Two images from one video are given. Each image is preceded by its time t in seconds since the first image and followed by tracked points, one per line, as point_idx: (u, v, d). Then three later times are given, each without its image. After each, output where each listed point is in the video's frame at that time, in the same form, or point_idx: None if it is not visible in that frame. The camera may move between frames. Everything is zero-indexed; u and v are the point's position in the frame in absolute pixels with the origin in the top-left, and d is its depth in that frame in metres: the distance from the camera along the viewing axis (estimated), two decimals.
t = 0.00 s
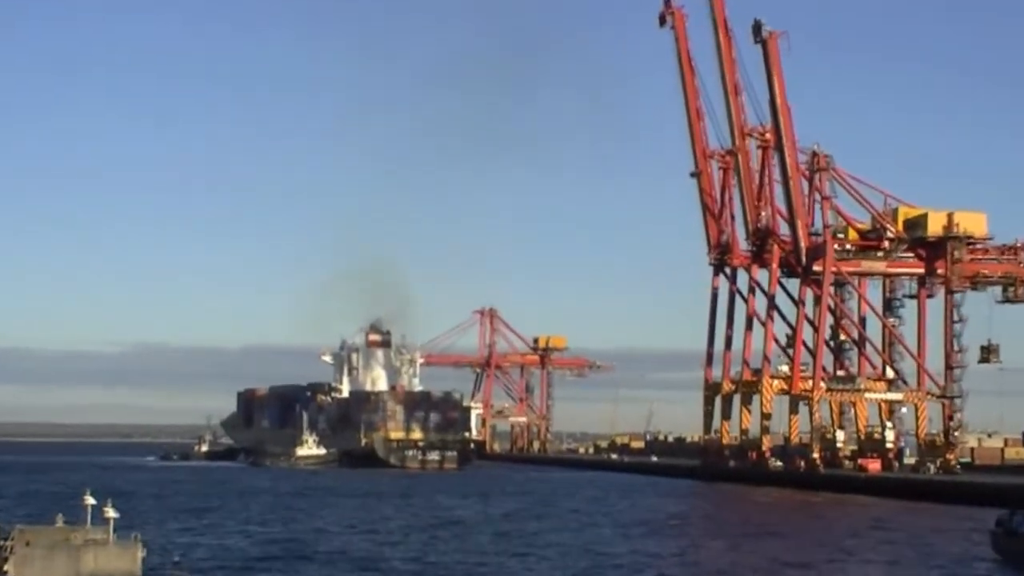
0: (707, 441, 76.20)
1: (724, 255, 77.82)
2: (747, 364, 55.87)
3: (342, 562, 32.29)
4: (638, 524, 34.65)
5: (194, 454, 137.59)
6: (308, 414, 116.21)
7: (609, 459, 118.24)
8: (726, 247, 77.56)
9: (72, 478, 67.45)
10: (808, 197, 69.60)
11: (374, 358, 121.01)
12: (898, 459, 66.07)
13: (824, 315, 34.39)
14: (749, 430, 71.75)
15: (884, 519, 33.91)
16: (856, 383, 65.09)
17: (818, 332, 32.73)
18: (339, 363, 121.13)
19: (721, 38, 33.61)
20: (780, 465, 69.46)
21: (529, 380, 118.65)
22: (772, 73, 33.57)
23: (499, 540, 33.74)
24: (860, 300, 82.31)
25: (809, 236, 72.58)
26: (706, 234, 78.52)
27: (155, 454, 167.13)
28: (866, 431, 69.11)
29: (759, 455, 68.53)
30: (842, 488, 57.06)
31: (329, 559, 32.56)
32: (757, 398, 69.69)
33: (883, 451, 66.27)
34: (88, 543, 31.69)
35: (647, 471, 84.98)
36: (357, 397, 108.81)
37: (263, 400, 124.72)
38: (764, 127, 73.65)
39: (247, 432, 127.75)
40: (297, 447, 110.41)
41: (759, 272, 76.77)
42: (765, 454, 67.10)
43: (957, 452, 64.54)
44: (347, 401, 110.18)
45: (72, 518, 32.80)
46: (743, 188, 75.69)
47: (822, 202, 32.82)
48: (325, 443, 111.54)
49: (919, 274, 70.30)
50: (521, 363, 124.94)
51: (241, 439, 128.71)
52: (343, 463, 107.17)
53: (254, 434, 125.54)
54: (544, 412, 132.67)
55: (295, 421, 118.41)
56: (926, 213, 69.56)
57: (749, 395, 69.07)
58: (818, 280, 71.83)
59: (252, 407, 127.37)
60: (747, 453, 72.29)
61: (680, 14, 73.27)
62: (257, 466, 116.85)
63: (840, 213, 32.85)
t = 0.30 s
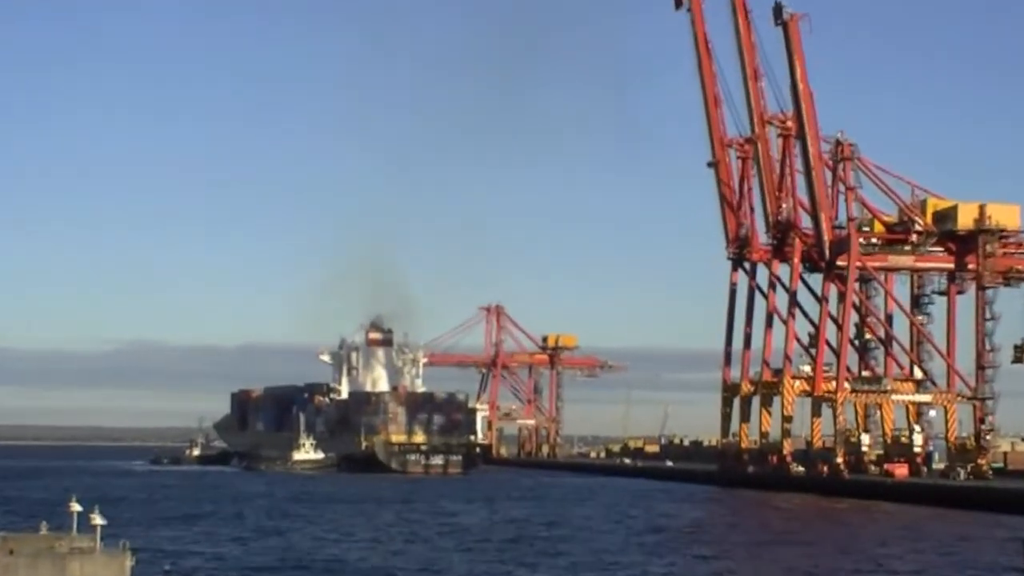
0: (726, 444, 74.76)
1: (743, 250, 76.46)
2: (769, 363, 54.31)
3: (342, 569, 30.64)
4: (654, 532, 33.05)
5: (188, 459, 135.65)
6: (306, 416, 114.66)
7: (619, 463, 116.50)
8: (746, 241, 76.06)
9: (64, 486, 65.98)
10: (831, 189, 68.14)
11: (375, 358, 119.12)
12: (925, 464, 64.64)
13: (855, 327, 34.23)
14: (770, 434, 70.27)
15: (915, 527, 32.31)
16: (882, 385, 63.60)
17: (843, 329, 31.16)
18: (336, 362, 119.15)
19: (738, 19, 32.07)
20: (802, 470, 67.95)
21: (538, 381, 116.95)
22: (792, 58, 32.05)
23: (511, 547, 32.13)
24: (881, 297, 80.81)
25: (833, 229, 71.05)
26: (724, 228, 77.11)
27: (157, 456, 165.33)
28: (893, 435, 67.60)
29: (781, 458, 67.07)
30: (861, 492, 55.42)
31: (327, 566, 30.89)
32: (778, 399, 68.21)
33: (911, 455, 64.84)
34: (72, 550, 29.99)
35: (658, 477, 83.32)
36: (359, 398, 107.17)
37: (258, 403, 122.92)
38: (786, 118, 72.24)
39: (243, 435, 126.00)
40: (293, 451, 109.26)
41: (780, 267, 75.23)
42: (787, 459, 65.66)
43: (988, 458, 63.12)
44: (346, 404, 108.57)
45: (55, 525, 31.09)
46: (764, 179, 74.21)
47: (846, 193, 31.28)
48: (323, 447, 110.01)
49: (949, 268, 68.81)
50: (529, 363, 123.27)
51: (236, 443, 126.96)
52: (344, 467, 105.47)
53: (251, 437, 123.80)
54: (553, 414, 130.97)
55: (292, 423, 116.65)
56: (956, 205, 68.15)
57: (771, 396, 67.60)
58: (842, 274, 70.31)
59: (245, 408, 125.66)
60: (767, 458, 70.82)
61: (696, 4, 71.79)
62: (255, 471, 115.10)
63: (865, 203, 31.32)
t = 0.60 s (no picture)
0: (744, 449, 73.61)
1: (762, 243, 75.18)
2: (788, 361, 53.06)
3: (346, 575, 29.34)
4: (670, 537, 31.72)
5: (182, 460, 134.16)
6: (304, 417, 113.31)
7: (629, 465, 115.03)
8: (766, 234, 74.79)
9: (63, 490, 64.88)
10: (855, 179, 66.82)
11: (377, 356, 117.67)
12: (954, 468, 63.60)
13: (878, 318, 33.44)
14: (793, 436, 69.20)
15: (944, 534, 30.94)
16: (908, 385, 62.44)
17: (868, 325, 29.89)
18: (337, 361, 117.80)
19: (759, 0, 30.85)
20: (825, 474, 66.71)
21: (548, 380, 115.55)
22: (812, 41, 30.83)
23: (521, 553, 30.79)
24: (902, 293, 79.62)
25: (857, 222, 69.81)
26: (742, 221, 75.82)
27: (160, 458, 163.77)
28: (919, 437, 66.47)
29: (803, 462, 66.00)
30: (879, 495, 54.01)
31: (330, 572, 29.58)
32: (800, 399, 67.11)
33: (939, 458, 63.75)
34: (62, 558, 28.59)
35: (671, 482, 82.00)
36: (361, 398, 105.77)
37: (254, 403, 121.54)
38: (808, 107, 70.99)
39: (238, 437, 124.57)
40: (292, 455, 108.51)
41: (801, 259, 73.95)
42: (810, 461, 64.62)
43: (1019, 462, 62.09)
44: (347, 404, 107.21)
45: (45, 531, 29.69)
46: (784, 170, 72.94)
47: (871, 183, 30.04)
48: (321, 450, 108.77)
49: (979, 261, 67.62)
50: (539, 361, 121.90)
51: (231, 445, 125.48)
52: (344, 470, 104.07)
53: (246, 439, 122.41)
54: (563, 416, 129.58)
55: (289, 423, 115.25)
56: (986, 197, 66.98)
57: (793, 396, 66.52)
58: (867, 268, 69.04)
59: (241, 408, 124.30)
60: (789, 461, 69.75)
61: None
62: (251, 474, 113.59)
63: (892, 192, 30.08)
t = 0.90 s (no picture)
0: (780, 452, 72.08)
1: (798, 236, 73.77)
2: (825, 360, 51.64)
3: None
4: (703, 546, 30.19)
5: (186, 466, 132.48)
6: (315, 421, 111.85)
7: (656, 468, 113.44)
8: (802, 225, 73.46)
9: (73, 498, 63.66)
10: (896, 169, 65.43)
11: (391, 356, 116.16)
12: (1001, 472, 62.39)
13: (919, 317, 33.55)
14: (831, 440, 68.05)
15: (992, 542, 29.38)
16: (953, 385, 61.14)
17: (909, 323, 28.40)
18: (350, 360, 116.19)
19: None
20: (864, 480, 65.58)
21: (573, 381, 113.98)
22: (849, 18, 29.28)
23: (545, 562, 29.28)
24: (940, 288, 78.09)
25: (898, 212, 68.46)
26: (777, 213, 74.45)
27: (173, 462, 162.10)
28: (964, 441, 65.06)
29: (843, 466, 64.88)
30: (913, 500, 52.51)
31: None
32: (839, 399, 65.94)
33: (985, 463, 62.53)
34: (62, 571, 26.96)
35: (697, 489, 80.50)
36: (375, 401, 104.15)
37: (263, 406, 119.98)
38: (846, 94, 69.69)
39: (245, 441, 122.96)
40: (303, 460, 106.63)
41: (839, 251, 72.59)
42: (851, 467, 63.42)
43: None
44: (361, 406, 105.71)
45: (42, 541, 28.11)
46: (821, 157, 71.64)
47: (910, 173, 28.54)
48: (334, 455, 107.07)
49: None
50: (563, 361, 120.34)
51: (238, 449, 123.94)
52: (358, 475, 102.60)
53: (255, 443, 120.90)
54: (588, 418, 127.96)
55: (299, 426, 113.62)
56: None
57: (833, 396, 65.39)
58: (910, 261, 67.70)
59: (250, 410, 122.62)
60: (827, 466, 68.59)
61: None
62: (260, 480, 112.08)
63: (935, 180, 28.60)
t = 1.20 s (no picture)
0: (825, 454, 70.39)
1: (844, 225, 72.61)
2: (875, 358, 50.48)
3: None
4: (745, 552, 28.94)
5: (205, 468, 131.25)
6: (337, 421, 110.49)
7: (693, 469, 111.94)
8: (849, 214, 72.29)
9: (92, 501, 62.74)
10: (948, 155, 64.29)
11: (416, 353, 114.65)
12: None
13: (969, 314, 34.12)
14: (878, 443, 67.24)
15: None
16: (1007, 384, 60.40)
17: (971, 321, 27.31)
18: (374, 359, 114.85)
19: None
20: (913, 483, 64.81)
21: (608, 378, 112.53)
22: None
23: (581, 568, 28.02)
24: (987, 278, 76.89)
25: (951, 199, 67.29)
26: (823, 201, 73.25)
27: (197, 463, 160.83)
28: (1019, 439, 64.23)
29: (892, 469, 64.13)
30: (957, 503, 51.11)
31: None
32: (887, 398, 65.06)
33: None
34: None
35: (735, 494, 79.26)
36: (397, 401, 102.74)
37: (283, 407, 118.69)
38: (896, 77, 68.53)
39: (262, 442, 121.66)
40: (325, 462, 106.49)
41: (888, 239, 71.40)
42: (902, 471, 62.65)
43: None
44: (384, 406, 104.33)
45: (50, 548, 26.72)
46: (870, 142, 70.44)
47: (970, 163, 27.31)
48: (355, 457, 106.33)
49: None
50: (596, 356, 118.92)
51: (256, 450, 122.60)
52: (380, 479, 101.51)
53: (272, 444, 119.56)
54: (623, 419, 126.42)
55: (319, 428, 112.29)
56: None
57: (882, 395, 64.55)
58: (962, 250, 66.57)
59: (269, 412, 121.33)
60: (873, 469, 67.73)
61: None
62: (279, 483, 110.43)
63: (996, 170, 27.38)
